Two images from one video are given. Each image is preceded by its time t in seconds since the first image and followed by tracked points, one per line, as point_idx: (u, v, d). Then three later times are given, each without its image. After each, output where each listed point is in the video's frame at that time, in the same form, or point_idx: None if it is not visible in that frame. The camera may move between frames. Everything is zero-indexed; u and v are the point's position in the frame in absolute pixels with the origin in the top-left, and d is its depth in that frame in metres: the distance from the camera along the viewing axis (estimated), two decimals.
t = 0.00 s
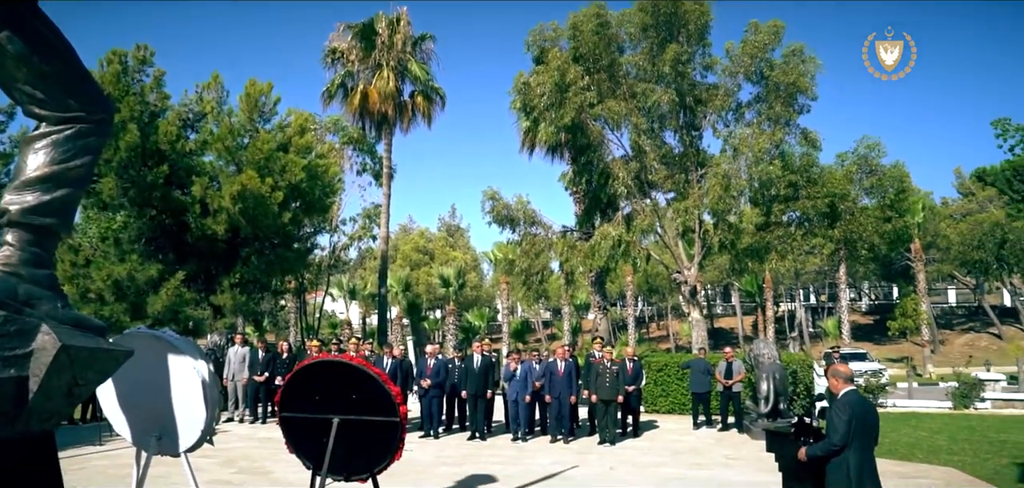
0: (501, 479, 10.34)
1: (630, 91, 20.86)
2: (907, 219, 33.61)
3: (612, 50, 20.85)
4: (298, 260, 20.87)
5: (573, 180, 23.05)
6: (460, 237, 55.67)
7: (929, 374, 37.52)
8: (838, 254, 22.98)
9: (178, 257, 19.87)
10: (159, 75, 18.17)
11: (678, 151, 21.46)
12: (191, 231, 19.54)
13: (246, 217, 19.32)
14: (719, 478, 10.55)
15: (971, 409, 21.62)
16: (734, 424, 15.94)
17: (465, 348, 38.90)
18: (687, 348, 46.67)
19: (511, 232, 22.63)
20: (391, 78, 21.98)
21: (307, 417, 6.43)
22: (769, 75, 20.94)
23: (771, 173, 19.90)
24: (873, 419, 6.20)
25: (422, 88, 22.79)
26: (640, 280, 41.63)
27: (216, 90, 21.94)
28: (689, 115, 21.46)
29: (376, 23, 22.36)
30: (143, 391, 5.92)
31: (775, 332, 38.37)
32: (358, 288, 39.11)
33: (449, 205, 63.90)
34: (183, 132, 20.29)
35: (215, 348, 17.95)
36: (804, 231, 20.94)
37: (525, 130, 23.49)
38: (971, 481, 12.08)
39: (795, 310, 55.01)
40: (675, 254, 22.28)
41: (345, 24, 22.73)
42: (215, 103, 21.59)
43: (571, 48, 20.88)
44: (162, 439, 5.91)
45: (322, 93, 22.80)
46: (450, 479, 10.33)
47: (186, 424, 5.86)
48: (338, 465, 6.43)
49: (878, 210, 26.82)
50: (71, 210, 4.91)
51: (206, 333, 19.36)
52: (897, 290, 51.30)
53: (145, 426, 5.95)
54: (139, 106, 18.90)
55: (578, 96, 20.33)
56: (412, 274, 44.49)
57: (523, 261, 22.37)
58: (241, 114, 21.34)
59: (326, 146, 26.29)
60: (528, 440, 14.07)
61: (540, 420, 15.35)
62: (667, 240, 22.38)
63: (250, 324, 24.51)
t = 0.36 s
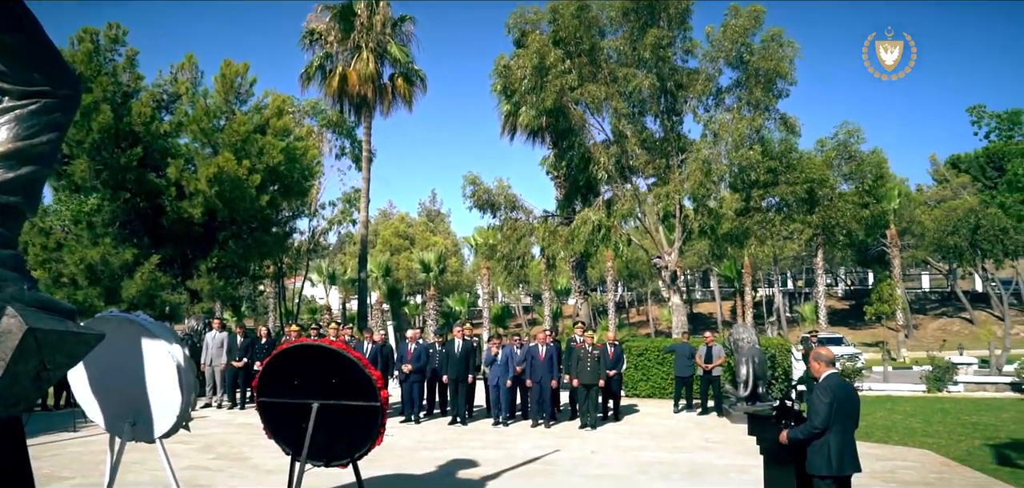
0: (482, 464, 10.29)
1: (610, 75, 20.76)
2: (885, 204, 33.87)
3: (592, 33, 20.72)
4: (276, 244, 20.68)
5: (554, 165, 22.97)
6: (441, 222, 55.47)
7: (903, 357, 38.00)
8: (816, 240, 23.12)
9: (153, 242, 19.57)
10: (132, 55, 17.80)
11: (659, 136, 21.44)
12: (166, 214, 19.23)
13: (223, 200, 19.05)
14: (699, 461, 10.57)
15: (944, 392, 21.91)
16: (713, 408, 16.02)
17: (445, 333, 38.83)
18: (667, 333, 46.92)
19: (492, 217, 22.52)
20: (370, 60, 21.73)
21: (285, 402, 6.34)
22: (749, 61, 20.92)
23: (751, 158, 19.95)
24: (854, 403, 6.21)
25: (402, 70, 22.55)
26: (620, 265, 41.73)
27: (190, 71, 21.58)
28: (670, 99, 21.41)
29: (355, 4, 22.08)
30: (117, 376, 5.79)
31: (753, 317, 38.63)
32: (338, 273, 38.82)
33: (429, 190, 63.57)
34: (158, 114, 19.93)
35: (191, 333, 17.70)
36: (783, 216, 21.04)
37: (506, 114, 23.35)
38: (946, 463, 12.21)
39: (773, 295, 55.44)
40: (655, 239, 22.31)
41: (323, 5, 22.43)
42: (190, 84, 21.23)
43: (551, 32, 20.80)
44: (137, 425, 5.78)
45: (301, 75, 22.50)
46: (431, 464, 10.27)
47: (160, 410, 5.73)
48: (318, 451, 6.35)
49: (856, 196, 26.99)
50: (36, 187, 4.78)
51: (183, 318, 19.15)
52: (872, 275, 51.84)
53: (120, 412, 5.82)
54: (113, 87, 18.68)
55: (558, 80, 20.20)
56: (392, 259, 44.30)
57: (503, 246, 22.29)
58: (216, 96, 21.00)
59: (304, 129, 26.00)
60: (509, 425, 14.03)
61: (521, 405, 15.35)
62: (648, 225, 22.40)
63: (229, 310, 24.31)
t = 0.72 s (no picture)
0: (475, 450, 10.23)
1: (603, 60, 20.62)
2: (876, 192, 33.93)
3: (585, 19, 20.56)
4: (266, 232, 20.55)
5: (546, 151, 22.84)
6: (432, 209, 55.30)
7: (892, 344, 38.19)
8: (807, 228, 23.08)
9: (141, 229, 19.37)
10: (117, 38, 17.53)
11: (652, 122, 21.34)
12: (155, 201, 19.03)
13: (211, 186, 18.86)
14: (691, 447, 10.54)
15: (934, 378, 22.00)
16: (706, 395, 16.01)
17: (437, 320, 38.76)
18: (658, 319, 47.00)
19: (483, 204, 22.39)
20: (361, 45, 21.51)
21: (274, 388, 6.24)
22: (741, 47, 20.81)
23: (743, 144, 19.89)
24: (850, 389, 6.19)
25: (393, 55, 22.34)
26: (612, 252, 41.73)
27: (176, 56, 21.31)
28: (662, 85, 21.27)
29: None
30: (103, 362, 5.69)
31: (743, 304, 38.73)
32: (329, 261, 38.69)
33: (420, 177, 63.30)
34: (144, 99, 19.68)
35: (181, 320, 17.96)
36: (775, 203, 20.98)
37: (498, 100, 23.20)
38: (937, 448, 12.23)
39: (764, 283, 55.59)
40: (648, 226, 22.27)
41: None
42: (177, 69, 20.96)
43: (542, 18, 20.66)
44: (123, 412, 5.67)
45: (290, 60, 22.28)
46: (423, 451, 10.21)
47: (147, 397, 5.63)
48: (308, 438, 6.27)
49: (848, 183, 27.01)
50: (15, 167, 4.68)
51: (172, 305, 19.02)
52: (862, 263, 52.02)
53: (106, 399, 5.71)
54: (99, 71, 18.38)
55: (549, 65, 20.02)
56: (383, 246, 44.12)
57: (495, 233, 22.19)
58: (203, 81, 20.75)
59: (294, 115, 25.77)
60: (502, 412, 13.97)
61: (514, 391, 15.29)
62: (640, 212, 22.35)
63: (220, 298, 24.18)
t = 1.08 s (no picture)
0: (470, 436, 10.16)
1: (599, 45, 20.43)
2: (872, 178, 33.86)
3: (581, 2, 20.36)
4: (259, 216, 20.41)
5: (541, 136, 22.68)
6: (427, 194, 55.10)
7: (886, 330, 38.24)
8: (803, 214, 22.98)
9: (133, 212, 19.17)
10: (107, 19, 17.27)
11: (648, 107, 21.18)
12: (146, 184, 18.80)
13: (203, 169, 18.66)
14: (688, 433, 10.48)
15: (927, 364, 22.02)
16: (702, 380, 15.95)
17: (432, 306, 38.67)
18: (653, 305, 46.99)
19: (478, 189, 22.22)
20: (355, 28, 21.28)
21: (265, 374, 6.13)
22: (738, 31, 20.61)
23: (739, 129, 19.77)
24: (851, 375, 6.10)
25: (387, 39, 22.11)
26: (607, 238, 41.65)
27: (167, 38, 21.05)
28: (659, 70, 21.06)
29: None
30: (91, 347, 5.57)
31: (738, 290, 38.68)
32: (323, 246, 38.52)
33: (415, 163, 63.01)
34: (135, 82, 19.43)
35: (174, 305, 17.99)
36: (771, 190, 20.83)
37: (493, 84, 23.02)
38: (933, 434, 12.21)
39: (759, 269, 55.64)
40: (643, 212, 22.15)
41: None
42: (168, 51, 20.69)
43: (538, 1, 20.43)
44: (111, 399, 5.56)
45: (283, 43, 22.03)
46: (418, 437, 10.13)
47: (137, 381, 5.52)
48: (301, 425, 6.16)
49: (844, 169, 26.93)
50: None
51: (164, 290, 18.89)
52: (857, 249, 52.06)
53: (92, 386, 5.60)
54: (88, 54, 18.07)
55: (545, 49, 19.84)
56: (378, 232, 43.98)
57: (490, 219, 22.07)
58: (194, 63, 20.52)
59: (287, 99, 25.54)
60: (497, 397, 13.93)
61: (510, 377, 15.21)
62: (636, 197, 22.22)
63: (213, 283, 24.02)
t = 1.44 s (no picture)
0: (466, 420, 10.10)
1: (597, 27, 20.22)
2: (869, 163, 33.77)
3: None
4: (253, 199, 20.26)
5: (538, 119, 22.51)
6: (423, 178, 54.89)
7: (882, 316, 38.28)
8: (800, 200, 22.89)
9: (126, 194, 18.99)
10: None
11: (646, 91, 21.03)
12: (139, 166, 18.57)
13: (197, 150, 18.46)
14: (685, 418, 10.42)
15: (923, 350, 22.02)
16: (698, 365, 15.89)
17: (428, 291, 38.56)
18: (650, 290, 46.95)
19: (475, 172, 22.07)
20: (350, 9, 21.11)
21: (260, 358, 6.04)
22: (737, 14, 20.42)
23: (738, 113, 19.63)
24: (853, 362, 6.05)
25: (383, 20, 21.90)
26: (604, 223, 41.57)
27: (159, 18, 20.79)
28: (657, 53, 20.88)
29: None
30: (80, 330, 5.47)
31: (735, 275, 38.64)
32: (319, 230, 38.32)
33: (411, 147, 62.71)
34: (127, 62, 19.18)
35: (168, 288, 17.91)
36: (769, 175, 20.67)
37: (490, 66, 22.81)
38: (930, 420, 12.18)
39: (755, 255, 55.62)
40: (640, 196, 22.03)
41: None
42: (160, 31, 20.43)
43: None
44: (99, 383, 5.46)
45: (278, 25, 21.80)
46: (414, 421, 10.06)
47: (128, 365, 5.42)
48: (296, 410, 6.07)
49: (843, 154, 26.79)
50: None
51: (158, 273, 18.77)
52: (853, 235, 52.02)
53: (81, 369, 5.50)
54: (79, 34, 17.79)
55: (543, 31, 19.63)
56: (374, 215, 43.81)
57: (487, 202, 21.93)
58: (187, 43, 20.30)
59: (282, 81, 25.33)
60: (494, 382, 13.85)
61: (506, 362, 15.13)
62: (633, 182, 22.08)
63: (208, 266, 23.91)
